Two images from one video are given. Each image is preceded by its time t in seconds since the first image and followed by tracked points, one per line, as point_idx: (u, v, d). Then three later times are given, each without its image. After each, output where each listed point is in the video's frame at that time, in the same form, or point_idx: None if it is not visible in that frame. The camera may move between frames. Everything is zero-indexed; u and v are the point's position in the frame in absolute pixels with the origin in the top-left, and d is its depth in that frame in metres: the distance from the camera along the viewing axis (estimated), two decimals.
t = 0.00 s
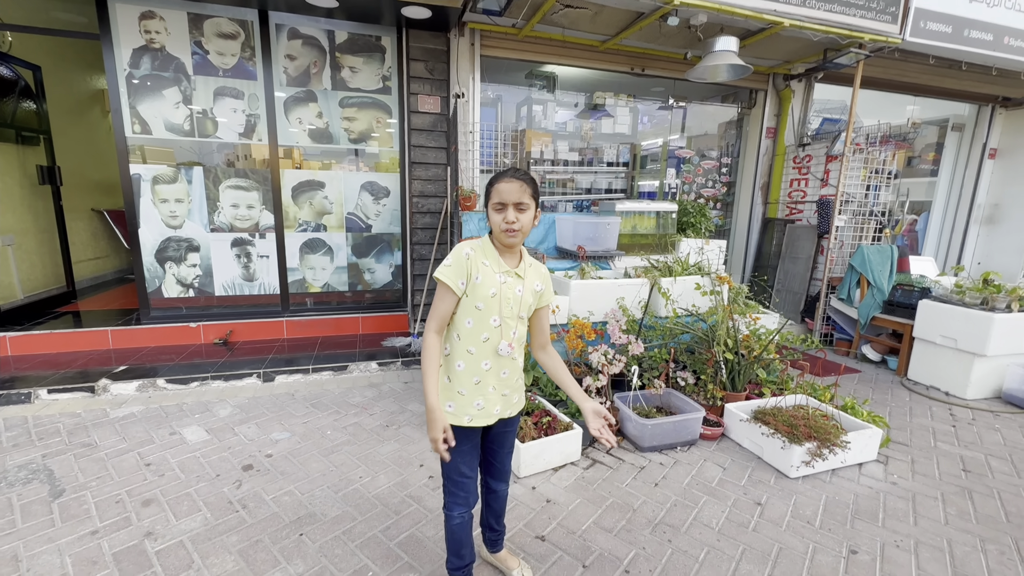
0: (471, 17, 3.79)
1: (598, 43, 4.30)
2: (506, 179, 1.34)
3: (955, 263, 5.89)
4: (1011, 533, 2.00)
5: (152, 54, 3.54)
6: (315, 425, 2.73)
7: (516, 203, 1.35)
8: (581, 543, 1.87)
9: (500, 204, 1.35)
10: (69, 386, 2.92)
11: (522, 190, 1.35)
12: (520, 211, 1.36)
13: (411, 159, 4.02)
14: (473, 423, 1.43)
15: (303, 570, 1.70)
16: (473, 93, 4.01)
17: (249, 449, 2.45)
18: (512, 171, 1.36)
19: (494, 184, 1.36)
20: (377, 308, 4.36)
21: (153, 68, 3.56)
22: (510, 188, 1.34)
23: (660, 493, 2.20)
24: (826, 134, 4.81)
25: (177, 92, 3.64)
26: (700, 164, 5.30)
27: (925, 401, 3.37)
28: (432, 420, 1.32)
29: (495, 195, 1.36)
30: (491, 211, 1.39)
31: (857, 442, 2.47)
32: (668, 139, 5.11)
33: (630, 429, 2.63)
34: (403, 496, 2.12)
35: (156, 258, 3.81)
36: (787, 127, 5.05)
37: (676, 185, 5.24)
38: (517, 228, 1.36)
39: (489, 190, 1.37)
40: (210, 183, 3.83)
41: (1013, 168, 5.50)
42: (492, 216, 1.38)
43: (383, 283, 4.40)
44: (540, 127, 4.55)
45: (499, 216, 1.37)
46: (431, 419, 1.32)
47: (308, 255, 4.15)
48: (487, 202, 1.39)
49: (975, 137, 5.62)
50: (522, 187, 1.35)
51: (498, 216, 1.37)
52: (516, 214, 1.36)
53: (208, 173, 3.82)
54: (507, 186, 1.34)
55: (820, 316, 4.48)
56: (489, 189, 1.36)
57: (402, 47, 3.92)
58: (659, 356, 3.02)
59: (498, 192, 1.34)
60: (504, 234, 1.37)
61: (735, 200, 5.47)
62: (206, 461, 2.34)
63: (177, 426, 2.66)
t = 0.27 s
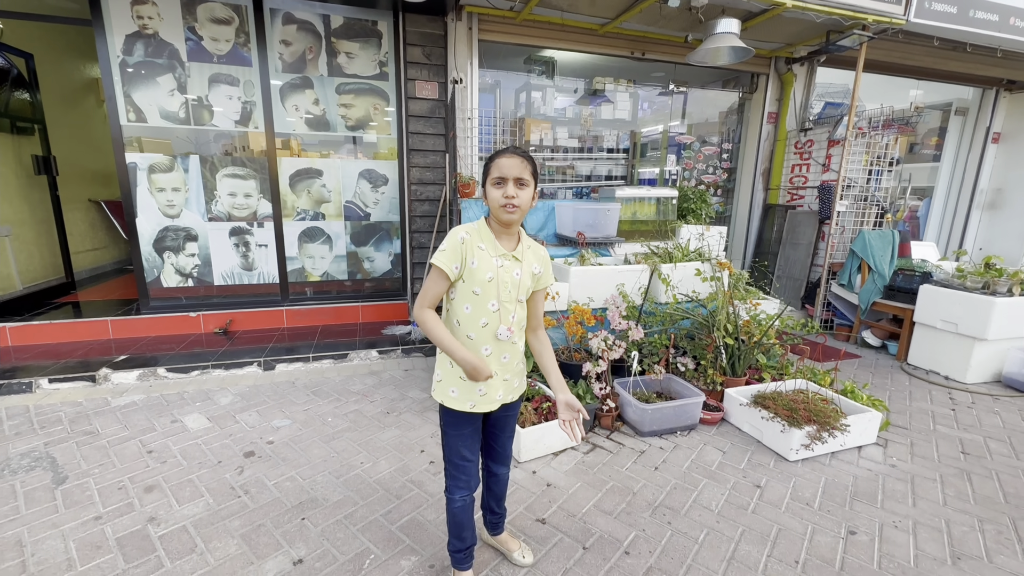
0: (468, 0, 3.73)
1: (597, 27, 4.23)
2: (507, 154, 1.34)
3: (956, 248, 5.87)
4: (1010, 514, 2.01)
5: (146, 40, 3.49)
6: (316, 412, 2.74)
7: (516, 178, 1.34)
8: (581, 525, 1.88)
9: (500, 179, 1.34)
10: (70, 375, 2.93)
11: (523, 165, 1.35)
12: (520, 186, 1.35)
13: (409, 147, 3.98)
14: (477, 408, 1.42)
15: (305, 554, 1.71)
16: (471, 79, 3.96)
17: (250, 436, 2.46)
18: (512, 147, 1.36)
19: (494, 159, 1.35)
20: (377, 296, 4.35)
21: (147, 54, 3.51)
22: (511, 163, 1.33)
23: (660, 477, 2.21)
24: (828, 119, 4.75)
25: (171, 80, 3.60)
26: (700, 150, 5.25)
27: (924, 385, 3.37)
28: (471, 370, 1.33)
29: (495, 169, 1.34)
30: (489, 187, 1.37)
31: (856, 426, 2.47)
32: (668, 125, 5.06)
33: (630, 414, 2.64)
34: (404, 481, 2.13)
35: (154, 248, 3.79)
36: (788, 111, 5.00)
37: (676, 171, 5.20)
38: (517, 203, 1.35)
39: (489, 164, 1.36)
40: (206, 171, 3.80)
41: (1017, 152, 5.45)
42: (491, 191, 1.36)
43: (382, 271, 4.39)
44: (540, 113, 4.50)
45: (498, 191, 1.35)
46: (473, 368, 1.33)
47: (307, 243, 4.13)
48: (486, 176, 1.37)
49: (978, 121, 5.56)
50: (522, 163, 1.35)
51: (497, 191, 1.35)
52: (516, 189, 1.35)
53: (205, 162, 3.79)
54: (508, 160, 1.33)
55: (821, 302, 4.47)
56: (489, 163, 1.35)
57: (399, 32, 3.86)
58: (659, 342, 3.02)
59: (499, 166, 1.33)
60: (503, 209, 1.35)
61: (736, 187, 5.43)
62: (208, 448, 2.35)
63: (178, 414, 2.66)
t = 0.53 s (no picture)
0: None
1: (597, 18, 4.20)
2: (499, 145, 1.34)
3: (958, 240, 5.84)
4: (1010, 505, 2.02)
5: (143, 35, 3.47)
6: (318, 407, 2.75)
7: (509, 169, 1.34)
8: (582, 518, 1.89)
9: (492, 170, 1.33)
10: (73, 370, 2.94)
11: (514, 156, 1.35)
12: (512, 177, 1.35)
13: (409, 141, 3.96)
14: (487, 405, 1.43)
15: (308, 547, 1.72)
16: (471, 71, 3.94)
17: (253, 431, 2.47)
18: (503, 139, 1.36)
19: (486, 150, 1.35)
20: (378, 291, 4.36)
21: (145, 49, 3.49)
22: (503, 154, 1.33)
23: (661, 469, 2.22)
24: (831, 110, 4.72)
25: (170, 74, 3.58)
26: (702, 143, 5.22)
27: (925, 378, 3.37)
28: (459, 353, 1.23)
29: (486, 160, 1.34)
30: (481, 179, 1.36)
31: (857, 418, 2.48)
32: (669, 118, 5.03)
33: (631, 408, 2.65)
34: (406, 474, 2.15)
35: (155, 243, 3.80)
36: (791, 103, 4.97)
37: (677, 164, 5.17)
38: (509, 195, 1.35)
39: (481, 156, 1.35)
40: (206, 167, 3.79)
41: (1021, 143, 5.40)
42: (483, 183, 1.35)
43: (383, 266, 4.39)
44: (540, 106, 4.48)
45: (490, 182, 1.35)
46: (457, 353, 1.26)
47: (307, 238, 4.13)
48: (478, 168, 1.36)
49: (982, 112, 5.51)
50: (514, 153, 1.35)
51: (489, 182, 1.34)
52: (508, 180, 1.35)
53: (204, 157, 3.78)
54: (500, 151, 1.33)
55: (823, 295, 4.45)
56: (481, 154, 1.35)
57: (398, 25, 3.83)
58: (660, 336, 3.02)
59: (491, 157, 1.33)
60: (496, 201, 1.34)
61: (737, 180, 5.40)
62: (211, 443, 2.36)
63: (181, 409, 2.68)
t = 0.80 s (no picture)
0: None
1: (598, 11, 4.16)
2: (494, 138, 1.33)
3: (960, 234, 5.83)
4: (1009, 498, 2.02)
5: (141, 29, 3.45)
6: (319, 401, 2.76)
7: (505, 163, 1.33)
8: (583, 511, 1.90)
9: (488, 164, 1.33)
10: (75, 366, 2.95)
11: (510, 149, 1.35)
12: (508, 171, 1.34)
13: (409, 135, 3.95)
14: (489, 400, 1.44)
15: (310, 540, 1.74)
16: (471, 65, 3.92)
17: (255, 425, 2.48)
18: (498, 132, 1.36)
19: (481, 144, 1.34)
20: (378, 286, 4.36)
21: (143, 43, 3.48)
22: (499, 147, 1.33)
23: (661, 463, 2.23)
24: (833, 103, 4.69)
25: (168, 69, 3.56)
26: (703, 137, 5.19)
27: (925, 371, 3.37)
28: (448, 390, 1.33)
29: (482, 154, 1.33)
30: (476, 173, 1.35)
31: (858, 412, 2.48)
32: (670, 112, 5.01)
33: (631, 402, 2.65)
34: (407, 468, 2.16)
35: (155, 239, 3.80)
36: (792, 96, 4.94)
37: (678, 158, 5.15)
38: (506, 189, 1.34)
39: (476, 149, 1.34)
40: (206, 162, 3.78)
41: None
42: (480, 177, 1.34)
43: (384, 261, 4.38)
44: (540, 100, 4.45)
45: (486, 176, 1.34)
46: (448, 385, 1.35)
47: (308, 234, 4.13)
48: (473, 162, 1.35)
49: (986, 105, 5.47)
50: (510, 147, 1.35)
51: (485, 177, 1.33)
52: (505, 174, 1.34)
53: (204, 152, 3.77)
54: (496, 144, 1.32)
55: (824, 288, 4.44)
56: (477, 148, 1.34)
57: (397, 18, 3.80)
58: (660, 330, 3.02)
59: (487, 151, 1.32)
60: (492, 196, 1.34)
61: (739, 174, 5.38)
62: (213, 437, 2.37)
63: (183, 404, 2.69)
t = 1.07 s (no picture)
0: None
1: (598, 5, 4.14)
2: (500, 133, 1.34)
3: (961, 229, 5.82)
4: (1008, 492, 2.03)
5: (139, 24, 3.43)
6: (320, 397, 2.77)
7: (510, 159, 1.34)
8: (583, 506, 1.91)
9: (493, 158, 1.32)
10: (76, 362, 2.96)
11: (515, 146, 1.35)
12: (512, 167, 1.34)
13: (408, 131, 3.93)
14: (489, 396, 1.44)
15: (312, 535, 1.74)
16: (471, 61, 3.91)
17: (256, 421, 2.49)
18: (503, 128, 1.37)
19: (486, 138, 1.33)
20: (379, 283, 4.36)
21: (141, 38, 3.46)
22: (505, 143, 1.33)
23: (661, 458, 2.23)
24: (834, 98, 4.67)
25: (167, 65, 3.55)
26: (703, 132, 5.17)
27: (925, 367, 3.38)
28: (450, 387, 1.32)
29: (487, 148, 1.32)
30: (478, 167, 1.34)
31: (857, 407, 2.48)
32: (671, 107, 4.98)
33: (631, 397, 2.66)
34: (408, 464, 2.16)
35: (155, 235, 3.79)
36: (793, 91, 4.91)
37: (678, 154, 5.13)
38: (508, 185, 1.34)
39: (480, 143, 1.34)
40: (205, 158, 3.78)
41: None
42: (483, 171, 1.33)
43: (384, 257, 4.38)
44: (540, 96, 4.43)
45: (490, 170, 1.33)
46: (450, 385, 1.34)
47: (308, 230, 4.13)
48: (477, 155, 1.34)
49: (987, 100, 5.45)
50: (515, 144, 1.36)
51: (489, 171, 1.33)
52: (509, 170, 1.34)
53: (203, 148, 3.76)
54: (502, 140, 1.33)
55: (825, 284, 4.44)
56: (483, 141, 1.33)
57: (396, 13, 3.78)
58: (660, 326, 3.02)
59: (493, 145, 1.32)
60: (495, 190, 1.33)
61: (740, 169, 5.36)
62: (214, 433, 2.38)
63: (184, 400, 2.69)
